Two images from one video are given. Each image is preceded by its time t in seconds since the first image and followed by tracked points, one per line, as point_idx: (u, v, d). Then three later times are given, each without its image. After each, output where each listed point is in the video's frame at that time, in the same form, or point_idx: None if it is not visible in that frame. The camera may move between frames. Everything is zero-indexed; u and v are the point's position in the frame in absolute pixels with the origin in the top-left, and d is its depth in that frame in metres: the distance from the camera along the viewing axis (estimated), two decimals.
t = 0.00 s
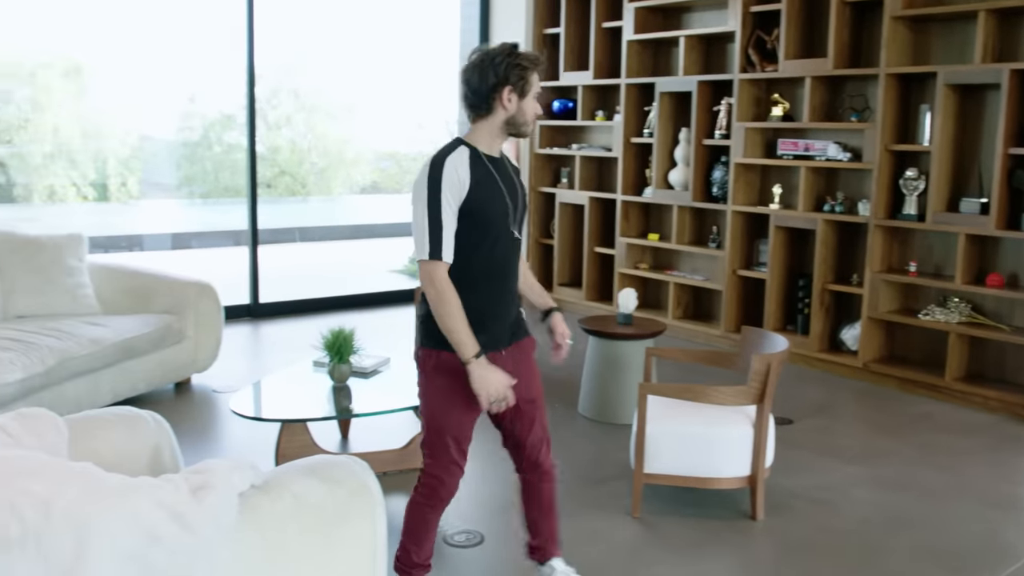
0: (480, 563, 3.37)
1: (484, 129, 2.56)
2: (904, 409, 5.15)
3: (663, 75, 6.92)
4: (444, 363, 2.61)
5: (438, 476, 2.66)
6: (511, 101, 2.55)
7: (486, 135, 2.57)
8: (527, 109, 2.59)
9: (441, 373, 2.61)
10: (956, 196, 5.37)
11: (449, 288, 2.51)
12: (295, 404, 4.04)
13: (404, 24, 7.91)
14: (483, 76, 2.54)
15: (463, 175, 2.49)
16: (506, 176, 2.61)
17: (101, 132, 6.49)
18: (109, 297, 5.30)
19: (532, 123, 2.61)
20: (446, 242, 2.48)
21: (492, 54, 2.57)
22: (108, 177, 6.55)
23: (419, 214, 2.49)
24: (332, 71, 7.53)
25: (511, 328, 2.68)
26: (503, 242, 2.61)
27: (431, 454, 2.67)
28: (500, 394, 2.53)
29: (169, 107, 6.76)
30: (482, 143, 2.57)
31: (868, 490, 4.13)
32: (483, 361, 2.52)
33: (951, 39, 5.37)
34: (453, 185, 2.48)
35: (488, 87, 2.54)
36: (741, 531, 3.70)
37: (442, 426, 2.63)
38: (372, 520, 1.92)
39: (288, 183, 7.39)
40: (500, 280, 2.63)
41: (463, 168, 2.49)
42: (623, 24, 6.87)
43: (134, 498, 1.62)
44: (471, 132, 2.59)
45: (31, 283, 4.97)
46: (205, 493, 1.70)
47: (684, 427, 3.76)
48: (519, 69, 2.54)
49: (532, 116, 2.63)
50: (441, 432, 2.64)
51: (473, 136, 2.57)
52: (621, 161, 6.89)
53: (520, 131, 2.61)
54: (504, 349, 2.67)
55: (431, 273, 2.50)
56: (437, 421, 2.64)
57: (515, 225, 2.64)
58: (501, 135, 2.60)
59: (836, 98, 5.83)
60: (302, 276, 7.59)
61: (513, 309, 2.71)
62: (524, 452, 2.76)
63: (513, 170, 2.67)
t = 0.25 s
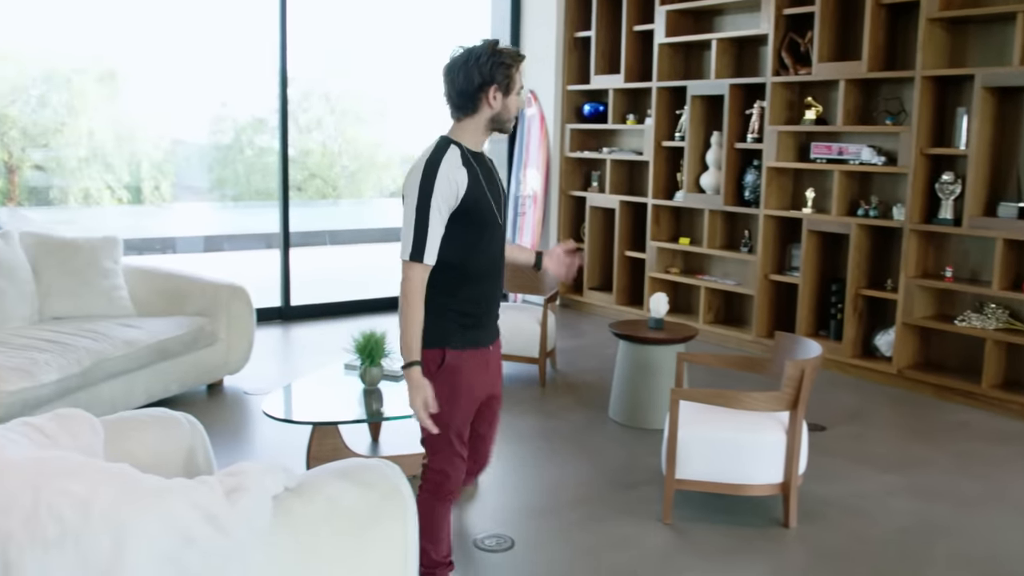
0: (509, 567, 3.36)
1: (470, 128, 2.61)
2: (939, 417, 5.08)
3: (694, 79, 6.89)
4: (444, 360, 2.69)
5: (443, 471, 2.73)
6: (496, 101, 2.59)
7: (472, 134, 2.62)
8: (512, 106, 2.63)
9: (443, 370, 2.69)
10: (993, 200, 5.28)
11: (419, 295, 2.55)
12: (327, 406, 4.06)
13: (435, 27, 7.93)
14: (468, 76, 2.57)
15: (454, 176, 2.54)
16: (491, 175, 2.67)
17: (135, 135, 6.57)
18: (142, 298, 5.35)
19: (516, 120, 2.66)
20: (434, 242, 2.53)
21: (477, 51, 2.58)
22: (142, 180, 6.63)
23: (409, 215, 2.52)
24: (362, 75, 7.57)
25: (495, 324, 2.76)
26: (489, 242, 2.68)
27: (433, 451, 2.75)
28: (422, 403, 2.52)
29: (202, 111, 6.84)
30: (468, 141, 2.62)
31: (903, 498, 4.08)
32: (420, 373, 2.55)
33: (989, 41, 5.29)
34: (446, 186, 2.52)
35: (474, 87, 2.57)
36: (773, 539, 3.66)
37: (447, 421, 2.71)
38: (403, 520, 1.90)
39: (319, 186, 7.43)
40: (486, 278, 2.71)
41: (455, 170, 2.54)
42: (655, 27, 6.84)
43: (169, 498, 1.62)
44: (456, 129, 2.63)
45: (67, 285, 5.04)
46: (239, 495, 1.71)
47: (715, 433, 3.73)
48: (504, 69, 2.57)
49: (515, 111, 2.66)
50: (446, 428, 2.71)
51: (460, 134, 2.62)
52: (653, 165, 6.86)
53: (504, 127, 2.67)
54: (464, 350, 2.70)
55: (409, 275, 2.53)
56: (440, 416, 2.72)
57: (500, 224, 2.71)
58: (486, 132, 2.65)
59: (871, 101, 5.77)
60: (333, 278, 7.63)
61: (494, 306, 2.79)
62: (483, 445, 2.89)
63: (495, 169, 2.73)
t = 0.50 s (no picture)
0: None
1: (461, 141, 2.68)
2: (963, 428, 5.02)
3: (716, 88, 6.88)
4: (444, 363, 2.72)
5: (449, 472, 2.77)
6: (486, 116, 2.67)
7: (462, 146, 2.69)
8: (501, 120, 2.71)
9: (444, 372, 2.72)
10: (1018, 210, 5.23)
11: (408, 296, 2.59)
12: (347, 415, 4.06)
13: (455, 36, 7.96)
14: (460, 91, 2.64)
15: (446, 187, 2.60)
16: (479, 190, 2.74)
17: (158, 144, 6.62)
18: (165, 306, 5.38)
19: (503, 133, 2.74)
20: (426, 250, 2.57)
21: (468, 67, 2.65)
22: (164, 189, 6.68)
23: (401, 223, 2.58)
24: (383, 84, 7.61)
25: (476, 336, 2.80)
26: (475, 253, 2.73)
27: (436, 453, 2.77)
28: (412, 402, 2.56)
29: (224, 120, 6.89)
30: (459, 154, 2.69)
31: (927, 510, 4.03)
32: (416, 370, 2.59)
33: (1013, 49, 5.24)
34: (438, 197, 2.59)
35: (465, 102, 2.64)
36: (796, 550, 3.63)
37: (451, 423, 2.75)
38: (424, 532, 1.90)
39: (340, 194, 7.46)
40: (470, 288, 2.75)
41: (448, 182, 2.61)
42: (676, 35, 6.84)
43: (193, 507, 1.62)
44: (447, 142, 2.70)
45: (91, 293, 5.08)
46: (262, 505, 1.71)
47: (737, 444, 3.70)
48: (495, 87, 2.65)
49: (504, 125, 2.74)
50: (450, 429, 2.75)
51: (450, 147, 2.69)
52: (673, 174, 6.85)
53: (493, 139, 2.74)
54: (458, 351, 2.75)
55: (398, 281, 2.57)
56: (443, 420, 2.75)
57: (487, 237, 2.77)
58: (476, 145, 2.72)
59: (894, 110, 5.73)
60: (353, 287, 7.66)
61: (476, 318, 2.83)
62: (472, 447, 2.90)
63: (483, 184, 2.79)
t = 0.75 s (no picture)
0: None
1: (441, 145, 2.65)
2: (967, 430, 5.01)
3: (717, 91, 6.88)
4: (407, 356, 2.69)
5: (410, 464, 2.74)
6: (467, 122, 2.65)
7: (442, 150, 2.66)
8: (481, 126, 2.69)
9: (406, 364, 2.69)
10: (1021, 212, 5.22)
11: (387, 287, 2.56)
12: (350, 419, 4.06)
13: (457, 39, 7.96)
14: (442, 96, 2.63)
15: (421, 185, 2.56)
16: (457, 192, 2.70)
17: (159, 150, 6.63)
18: (167, 311, 5.38)
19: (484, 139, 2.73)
20: (399, 245, 2.55)
21: (451, 72, 2.64)
22: (166, 194, 6.69)
23: (376, 217, 2.55)
24: (385, 89, 7.62)
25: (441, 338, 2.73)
26: (447, 254, 2.68)
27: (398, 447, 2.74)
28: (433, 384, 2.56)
29: (226, 125, 6.90)
30: (438, 157, 2.66)
31: (931, 513, 4.03)
32: (419, 355, 2.56)
33: (1015, 52, 5.24)
34: (413, 194, 2.55)
35: (446, 106, 2.63)
36: (799, 553, 3.62)
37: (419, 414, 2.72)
38: (427, 537, 1.89)
39: (342, 199, 7.47)
40: (438, 287, 2.69)
41: (424, 180, 2.57)
42: (678, 39, 6.85)
43: (197, 512, 1.62)
44: (426, 145, 2.67)
45: (94, 298, 5.08)
46: (266, 510, 1.71)
47: (741, 447, 3.70)
48: (475, 93, 2.63)
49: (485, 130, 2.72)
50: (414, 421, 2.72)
51: (430, 149, 2.66)
52: (675, 177, 6.85)
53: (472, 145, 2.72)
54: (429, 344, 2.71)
55: (375, 272, 2.55)
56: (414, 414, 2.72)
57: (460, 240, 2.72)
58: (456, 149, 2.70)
59: (896, 112, 5.73)
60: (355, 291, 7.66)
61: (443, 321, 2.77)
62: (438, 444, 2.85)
63: (460, 188, 2.75)
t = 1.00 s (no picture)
0: None
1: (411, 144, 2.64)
2: (962, 429, 5.03)
3: (710, 93, 6.90)
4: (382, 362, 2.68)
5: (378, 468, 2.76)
6: (435, 119, 2.64)
7: (413, 150, 2.65)
8: (451, 123, 2.68)
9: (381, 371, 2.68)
10: (1013, 210, 5.24)
11: (357, 289, 2.57)
12: (346, 424, 4.05)
13: (450, 42, 7.96)
14: (406, 96, 2.62)
15: (391, 184, 2.56)
16: (432, 190, 2.69)
17: (152, 155, 6.62)
18: (162, 317, 5.37)
19: (455, 137, 2.72)
20: (371, 245, 2.55)
21: (415, 72, 2.64)
22: (159, 200, 6.67)
23: (348, 219, 2.55)
24: (378, 92, 7.61)
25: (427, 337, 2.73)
26: (423, 253, 2.67)
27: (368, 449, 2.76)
28: (382, 398, 2.60)
29: (219, 130, 6.89)
30: (410, 157, 2.65)
31: (927, 511, 4.03)
32: (374, 364, 2.59)
33: (1006, 51, 5.26)
34: (382, 194, 2.55)
35: (411, 105, 2.62)
36: (797, 553, 3.63)
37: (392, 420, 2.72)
38: (425, 542, 1.89)
39: (335, 203, 7.45)
40: (417, 286, 2.68)
41: (394, 179, 2.56)
42: (670, 40, 6.86)
43: (194, 518, 1.61)
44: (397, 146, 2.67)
45: (88, 304, 5.07)
46: (264, 514, 1.71)
47: (737, 447, 3.70)
48: (440, 90, 2.62)
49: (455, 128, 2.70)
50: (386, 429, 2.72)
51: (401, 150, 2.65)
52: (669, 178, 6.86)
53: (444, 143, 2.71)
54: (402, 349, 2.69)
55: (347, 273, 2.55)
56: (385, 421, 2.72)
57: (438, 238, 2.71)
58: (427, 149, 2.69)
59: (888, 112, 5.75)
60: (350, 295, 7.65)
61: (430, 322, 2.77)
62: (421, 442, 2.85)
63: (438, 185, 2.74)
